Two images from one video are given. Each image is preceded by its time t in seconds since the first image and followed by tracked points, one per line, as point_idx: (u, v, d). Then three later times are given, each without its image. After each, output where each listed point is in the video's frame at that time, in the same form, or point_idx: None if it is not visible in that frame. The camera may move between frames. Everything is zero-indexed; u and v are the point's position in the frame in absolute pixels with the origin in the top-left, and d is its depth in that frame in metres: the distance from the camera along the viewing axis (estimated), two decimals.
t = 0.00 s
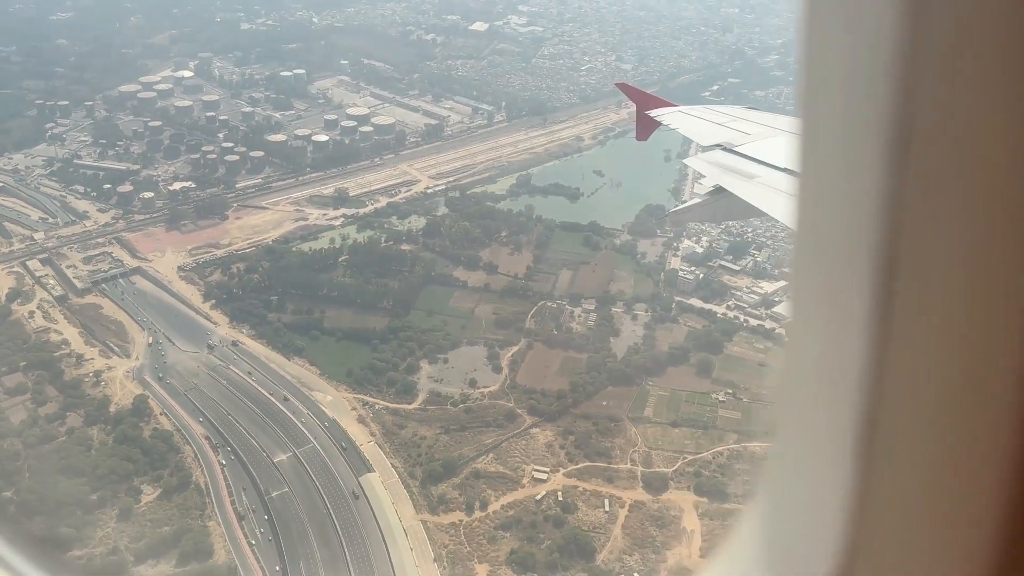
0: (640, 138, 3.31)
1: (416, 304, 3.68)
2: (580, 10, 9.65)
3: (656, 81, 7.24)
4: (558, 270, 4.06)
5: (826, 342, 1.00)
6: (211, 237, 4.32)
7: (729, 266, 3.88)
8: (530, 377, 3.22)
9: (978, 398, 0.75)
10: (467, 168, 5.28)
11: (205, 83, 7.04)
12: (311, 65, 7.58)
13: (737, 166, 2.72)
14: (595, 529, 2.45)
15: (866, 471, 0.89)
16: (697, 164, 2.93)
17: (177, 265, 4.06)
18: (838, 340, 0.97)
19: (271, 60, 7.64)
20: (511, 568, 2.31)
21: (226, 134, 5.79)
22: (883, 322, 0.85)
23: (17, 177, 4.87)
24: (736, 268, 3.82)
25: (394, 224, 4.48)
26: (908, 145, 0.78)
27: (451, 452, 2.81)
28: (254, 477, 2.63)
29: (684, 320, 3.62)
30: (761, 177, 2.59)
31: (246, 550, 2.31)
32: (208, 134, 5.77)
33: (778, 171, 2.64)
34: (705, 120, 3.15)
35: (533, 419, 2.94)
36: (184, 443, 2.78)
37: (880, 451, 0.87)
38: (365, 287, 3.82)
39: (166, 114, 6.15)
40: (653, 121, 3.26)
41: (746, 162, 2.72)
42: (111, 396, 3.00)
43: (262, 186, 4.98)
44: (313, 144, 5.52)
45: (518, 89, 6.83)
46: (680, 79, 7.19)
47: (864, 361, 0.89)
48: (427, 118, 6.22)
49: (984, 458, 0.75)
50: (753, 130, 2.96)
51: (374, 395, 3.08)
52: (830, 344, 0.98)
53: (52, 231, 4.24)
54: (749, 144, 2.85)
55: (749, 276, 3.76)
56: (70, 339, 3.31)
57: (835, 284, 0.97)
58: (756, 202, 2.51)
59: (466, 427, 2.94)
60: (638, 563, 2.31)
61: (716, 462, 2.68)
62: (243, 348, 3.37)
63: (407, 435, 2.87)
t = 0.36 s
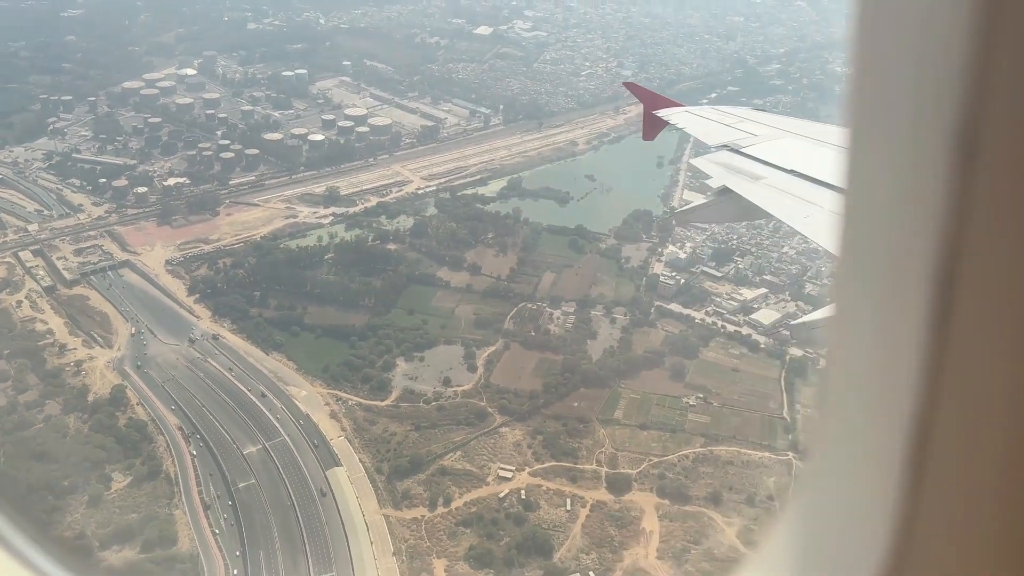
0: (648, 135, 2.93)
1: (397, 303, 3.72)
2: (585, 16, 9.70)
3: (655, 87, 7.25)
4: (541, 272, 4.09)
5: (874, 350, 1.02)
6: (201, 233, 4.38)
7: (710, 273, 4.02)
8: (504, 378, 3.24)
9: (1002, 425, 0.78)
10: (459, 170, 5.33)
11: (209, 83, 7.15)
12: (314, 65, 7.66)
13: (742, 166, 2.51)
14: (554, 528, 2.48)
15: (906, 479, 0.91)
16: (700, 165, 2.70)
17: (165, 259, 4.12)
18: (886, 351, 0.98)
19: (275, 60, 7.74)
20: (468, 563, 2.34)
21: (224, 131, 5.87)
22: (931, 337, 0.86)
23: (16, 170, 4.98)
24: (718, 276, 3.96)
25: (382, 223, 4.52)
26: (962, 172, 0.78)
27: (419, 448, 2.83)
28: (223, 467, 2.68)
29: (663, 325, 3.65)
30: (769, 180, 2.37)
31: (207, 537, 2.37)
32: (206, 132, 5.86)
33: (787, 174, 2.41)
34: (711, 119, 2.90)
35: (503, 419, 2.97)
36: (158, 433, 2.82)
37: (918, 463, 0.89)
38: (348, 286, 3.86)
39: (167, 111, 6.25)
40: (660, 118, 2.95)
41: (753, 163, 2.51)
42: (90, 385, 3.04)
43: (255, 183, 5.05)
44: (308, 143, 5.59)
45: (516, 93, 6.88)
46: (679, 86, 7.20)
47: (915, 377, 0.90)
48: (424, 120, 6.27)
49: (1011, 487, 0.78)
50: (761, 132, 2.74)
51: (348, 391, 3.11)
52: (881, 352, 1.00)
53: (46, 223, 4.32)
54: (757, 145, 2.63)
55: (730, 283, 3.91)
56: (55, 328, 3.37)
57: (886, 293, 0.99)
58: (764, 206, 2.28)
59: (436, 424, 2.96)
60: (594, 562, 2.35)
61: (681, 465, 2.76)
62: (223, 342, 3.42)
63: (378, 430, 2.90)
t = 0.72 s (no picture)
0: (646, 142, 2.82)
1: (376, 303, 3.76)
2: (585, 23, 9.74)
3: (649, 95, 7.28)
4: (521, 276, 4.12)
5: (878, 360, 1.01)
6: (188, 231, 4.45)
7: (690, 280, 4.04)
8: (478, 379, 3.27)
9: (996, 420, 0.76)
10: (448, 173, 5.38)
11: (206, 85, 7.25)
12: (311, 67, 7.75)
13: (742, 170, 2.48)
14: (515, 527, 2.51)
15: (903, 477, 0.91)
16: (701, 166, 2.64)
17: (150, 256, 4.18)
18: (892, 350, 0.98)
19: (274, 63, 7.83)
20: (426, 560, 2.38)
21: (218, 131, 5.95)
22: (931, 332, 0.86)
23: (10, 166, 5.05)
24: (697, 283, 4.00)
25: (367, 224, 4.57)
26: (961, 165, 0.79)
27: (387, 447, 2.86)
28: (192, 462, 2.72)
29: (639, 330, 3.68)
30: (770, 184, 2.35)
31: (172, 529, 2.41)
32: (200, 132, 5.94)
33: (788, 178, 2.39)
34: (710, 120, 2.85)
35: (472, 419, 3.00)
36: (130, 426, 2.86)
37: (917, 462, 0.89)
38: (329, 286, 3.91)
39: (163, 110, 6.33)
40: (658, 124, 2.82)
41: (754, 167, 2.47)
42: (68, 376, 3.08)
43: (245, 183, 5.11)
44: (300, 144, 5.65)
45: (510, 99, 6.92)
46: (673, 94, 7.23)
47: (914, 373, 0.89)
48: (417, 124, 6.32)
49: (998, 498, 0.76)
50: (761, 134, 2.71)
51: (320, 389, 3.15)
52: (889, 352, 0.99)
53: (35, 218, 4.38)
54: (757, 148, 2.60)
55: (708, 290, 3.95)
56: (37, 321, 3.41)
57: (899, 293, 0.99)
58: (766, 211, 2.25)
59: (406, 424, 2.99)
60: (552, 562, 2.38)
61: (645, 468, 2.79)
62: (202, 339, 3.47)
63: (347, 428, 2.94)
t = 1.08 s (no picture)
0: (644, 149, 2.82)
1: (355, 301, 3.81)
2: (582, 26, 9.75)
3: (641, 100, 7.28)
4: (502, 276, 4.15)
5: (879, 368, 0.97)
6: (173, 226, 4.50)
7: (669, 283, 4.07)
8: (452, 377, 3.30)
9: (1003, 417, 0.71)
10: (436, 173, 5.42)
11: (202, 83, 7.32)
12: (306, 67, 7.82)
13: (738, 181, 2.44)
14: (478, 523, 2.52)
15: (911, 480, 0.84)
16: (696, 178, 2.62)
17: (134, 251, 4.23)
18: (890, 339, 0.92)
19: (270, 63, 7.90)
20: (388, 555, 2.40)
21: (209, 129, 6.01)
22: (946, 321, 0.79)
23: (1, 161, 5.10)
24: (676, 285, 4.02)
25: (352, 223, 4.61)
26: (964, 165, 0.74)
27: (356, 443, 2.89)
28: (163, 454, 2.76)
29: (616, 331, 3.71)
30: (766, 196, 2.30)
31: (138, 519, 2.39)
32: (192, 130, 6.00)
33: (785, 189, 2.34)
34: (705, 131, 2.83)
35: (443, 417, 3.03)
36: (104, 418, 2.88)
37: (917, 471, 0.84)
38: (309, 282, 3.95)
39: (156, 108, 6.39)
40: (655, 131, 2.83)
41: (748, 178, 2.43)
42: (45, 368, 3.09)
43: (233, 180, 5.17)
44: (290, 143, 5.69)
45: (502, 101, 6.95)
46: (666, 99, 7.23)
47: (926, 373, 0.82)
48: (409, 124, 6.36)
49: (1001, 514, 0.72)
50: (757, 146, 2.67)
51: (291, 384, 3.19)
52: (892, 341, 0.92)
53: (23, 212, 4.43)
54: (753, 160, 2.56)
55: (687, 293, 3.98)
56: (17, 314, 3.43)
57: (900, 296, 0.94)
58: (760, 221, 2.20)
59: (378, 420, 3.02)
60: (512, 558, 2.41)
61: (612, 467, 2.81)
62: (180, 333, 3.52)
63: (319, 424, 2.97)
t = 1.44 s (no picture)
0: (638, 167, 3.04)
1: (329, 298, 3.90)
2: (577, 27, 9.74)
3: (630, 103, 7.26)
4: (478, 274, 4.20)
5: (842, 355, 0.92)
6: (155, 222, 4.58)
7: (645, 283, 4.07)
8: (422, 373, 3.36)
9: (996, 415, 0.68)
10: (420, 171, 5.46)
11: (193, 80, 7.39)
12: (296, 66, 7.87)
13: (732, 199, 2.55)
14: (437, 516, 2.55)
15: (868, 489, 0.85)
16: (691, 195, 2.74)
17: (113, 245, 4.27)
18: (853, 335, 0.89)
19: (262, 61, 7.95)
20: (346, 546, 2.42)
21: (197, 126, 6.06)
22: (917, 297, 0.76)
23: None
24: (651, 285, 4.01)
25: (332, 220, 4.67)
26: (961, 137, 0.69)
27: (321, 436, 2.95)
28: (128, 445, 2.76)
29: (587, 330, 3.75)
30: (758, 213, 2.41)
31: (100, 508, 2.39)
32: (180, 127, 6.06)
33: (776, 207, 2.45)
34: (699, 151, 2.97)
35: (409, 412, 3.08)
36: (73, 408, 2.87)
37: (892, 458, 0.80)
38: (285, 280, 4.03)
39: (146, 104, 6.45)
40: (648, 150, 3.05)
41: (743, 197, 2.54)
42: (17, 359, 3.05)
43: (216, 177, 5.28)
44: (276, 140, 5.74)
45: (491, 101, 6.96)
46: (655, 101, 7.22)
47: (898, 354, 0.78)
48: (396, 123, 6.40)
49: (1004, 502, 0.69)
50: (751, 164, 2.78)
51: (258, 375, 3.27)
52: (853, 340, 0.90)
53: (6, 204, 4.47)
54: (746, 178, 2.67)
55: (662, 293, 3.98)
56: None
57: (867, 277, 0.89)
58: (751, 238, 2.31)
59: (344, 414, 3.09)
60: (468, 550, 2.41)
61: (574, 462, 2.84)
62: (154, 327, 3.57)
63: (285, 418, 3.04)
